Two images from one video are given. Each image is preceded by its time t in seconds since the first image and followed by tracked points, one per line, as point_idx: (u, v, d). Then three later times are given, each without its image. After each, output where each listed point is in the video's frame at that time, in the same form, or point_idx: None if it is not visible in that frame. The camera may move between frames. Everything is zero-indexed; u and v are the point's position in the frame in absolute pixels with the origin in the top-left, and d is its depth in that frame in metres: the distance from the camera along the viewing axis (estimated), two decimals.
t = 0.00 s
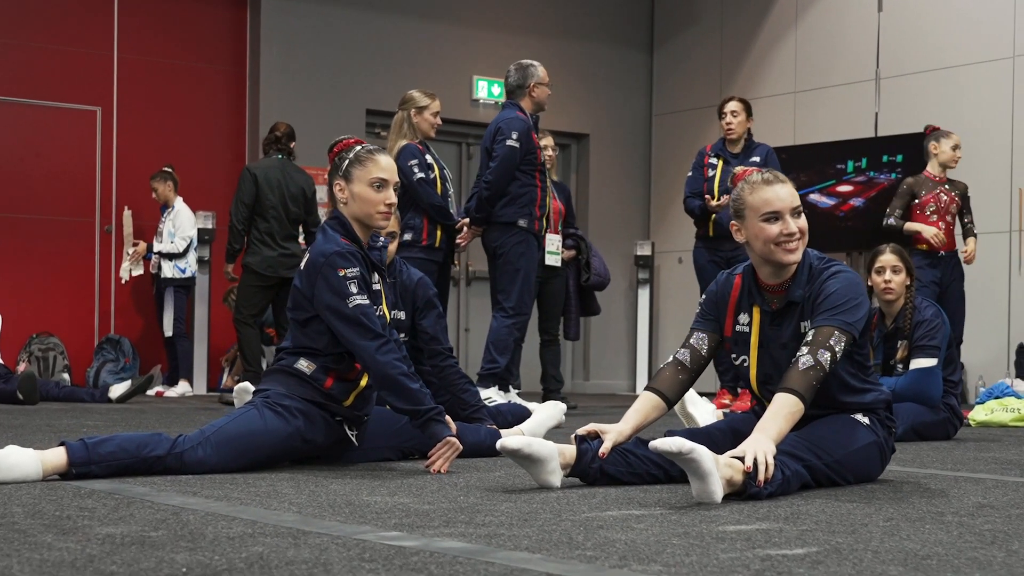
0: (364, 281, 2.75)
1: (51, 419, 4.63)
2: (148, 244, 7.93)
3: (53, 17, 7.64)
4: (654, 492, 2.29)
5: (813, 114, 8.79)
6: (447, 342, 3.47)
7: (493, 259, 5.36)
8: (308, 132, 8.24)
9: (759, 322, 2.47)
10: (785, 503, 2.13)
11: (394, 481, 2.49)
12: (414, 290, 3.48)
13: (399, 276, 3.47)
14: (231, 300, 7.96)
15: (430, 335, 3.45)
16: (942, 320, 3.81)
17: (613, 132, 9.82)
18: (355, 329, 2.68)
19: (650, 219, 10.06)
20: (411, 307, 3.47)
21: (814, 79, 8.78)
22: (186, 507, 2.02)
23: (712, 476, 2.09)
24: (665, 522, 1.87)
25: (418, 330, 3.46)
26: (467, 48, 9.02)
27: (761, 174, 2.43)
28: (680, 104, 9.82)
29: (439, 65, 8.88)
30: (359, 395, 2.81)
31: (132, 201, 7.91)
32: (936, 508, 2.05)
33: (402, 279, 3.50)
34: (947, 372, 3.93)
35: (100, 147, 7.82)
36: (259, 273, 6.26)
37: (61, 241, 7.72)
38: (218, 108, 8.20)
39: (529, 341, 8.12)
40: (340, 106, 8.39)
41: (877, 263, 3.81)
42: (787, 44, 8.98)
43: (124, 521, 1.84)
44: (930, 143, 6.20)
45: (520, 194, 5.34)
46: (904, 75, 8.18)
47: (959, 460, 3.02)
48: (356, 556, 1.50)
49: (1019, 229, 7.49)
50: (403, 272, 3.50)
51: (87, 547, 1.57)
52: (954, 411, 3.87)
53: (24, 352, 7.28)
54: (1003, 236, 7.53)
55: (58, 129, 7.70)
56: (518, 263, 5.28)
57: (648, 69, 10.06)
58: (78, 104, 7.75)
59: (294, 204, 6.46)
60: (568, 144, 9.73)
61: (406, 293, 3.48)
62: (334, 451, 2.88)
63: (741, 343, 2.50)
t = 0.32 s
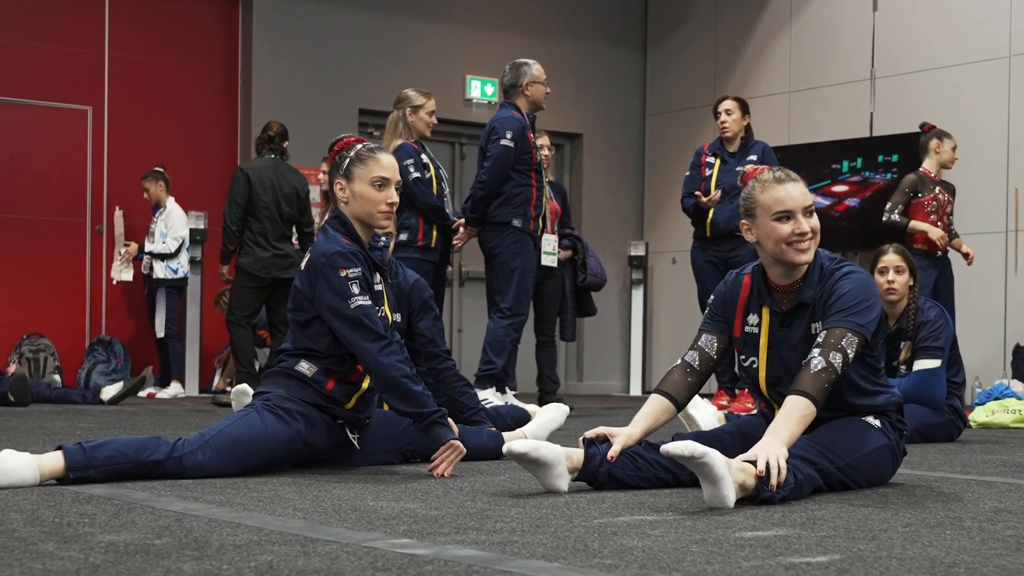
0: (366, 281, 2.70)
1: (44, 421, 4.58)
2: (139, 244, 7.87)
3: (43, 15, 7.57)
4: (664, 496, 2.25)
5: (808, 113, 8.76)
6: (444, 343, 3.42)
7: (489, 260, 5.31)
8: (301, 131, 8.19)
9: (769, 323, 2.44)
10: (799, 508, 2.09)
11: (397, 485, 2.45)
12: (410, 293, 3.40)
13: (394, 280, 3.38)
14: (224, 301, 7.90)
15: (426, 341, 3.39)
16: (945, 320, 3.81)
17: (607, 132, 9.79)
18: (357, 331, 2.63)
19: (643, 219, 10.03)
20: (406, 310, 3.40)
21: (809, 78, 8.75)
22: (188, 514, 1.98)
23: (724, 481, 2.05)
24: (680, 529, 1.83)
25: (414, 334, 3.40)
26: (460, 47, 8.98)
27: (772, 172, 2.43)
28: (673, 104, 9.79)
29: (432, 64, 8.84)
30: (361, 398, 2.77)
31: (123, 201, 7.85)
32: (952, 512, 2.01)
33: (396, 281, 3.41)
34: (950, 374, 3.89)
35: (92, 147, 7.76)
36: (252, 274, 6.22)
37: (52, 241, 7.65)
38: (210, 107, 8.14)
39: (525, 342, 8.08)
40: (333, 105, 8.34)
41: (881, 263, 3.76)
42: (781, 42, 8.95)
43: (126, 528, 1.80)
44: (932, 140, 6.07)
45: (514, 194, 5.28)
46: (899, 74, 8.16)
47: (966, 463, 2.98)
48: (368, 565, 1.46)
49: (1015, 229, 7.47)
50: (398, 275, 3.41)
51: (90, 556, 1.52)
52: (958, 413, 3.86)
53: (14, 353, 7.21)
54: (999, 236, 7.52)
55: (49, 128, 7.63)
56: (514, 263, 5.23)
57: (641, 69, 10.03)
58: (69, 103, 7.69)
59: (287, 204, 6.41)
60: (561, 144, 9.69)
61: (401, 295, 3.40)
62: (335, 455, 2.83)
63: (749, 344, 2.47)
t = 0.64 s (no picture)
0: (369, 281, 2.66)
1: (36, 423, 4.52)
2: (130, 244, 7.80)
3: (33, 13, 7.50)
4: (675, 499, 2.22)
5: (802, 112, 8.74)
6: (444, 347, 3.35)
7: (485, 260, 5.27)
8: (293, 130, 8.14)
9: (779, 323, 2.42)
10: (814, 511, 2.05)
11: (402, 488, 2.40)
12: (408, 293, 3.38)
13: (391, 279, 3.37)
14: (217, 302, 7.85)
15: (424, 339, 3.33)
16: (949, 320, 3.76)
17: (600, 131, 9.75)
18: (359, 331, 2.59)
19: (636, 218, 10.00)
20: (404, 310, 3.36)
21: (803, 76, 8.73)
22: (191, 519, 1.93)
23: (739, 484, 2.01)
24: (697, 533, 1.79)
25: (412, 334, 3.34)
26: (453, 45, 8.93)
27: (784, 171, 2.41)
28: (667, 103, 9.76)
29: (424, 63, 8.79)
30: (363, 400, 2.73)
31: (114, 200, 7.79)
32: (970, 516, 1.98)
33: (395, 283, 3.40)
34: (954, 374, 3.87)
35: (82, 146, 7.70)
36: (245, 274, 6.18)
37: (44, 241, 7.59)
38: (202, 106, 8.07)
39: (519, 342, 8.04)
40: (325, 104, 8.30)
41: (884, 262, 3.74)
42: (775, 41, 8.93)
43: (129, 535, 1.75)
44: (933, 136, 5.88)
45: (508, 193, 5.23)
46: (894, 73, 8.15)
47: (973, 464, 2.96)
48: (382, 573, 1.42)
49: (1011, 229, 7.45)
50: (396, 277, 3.40)
51: (95, 564, 1.47)
52: (961, 413, 3.83)
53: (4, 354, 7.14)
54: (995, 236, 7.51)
55: (40, 126, 7.57)
56: (509, 263, 5.19)
57: (634, 68, 9.99)
58: (59, 102, 7.62)
59: (280, 203, 6.32)
60: (554, 143, 9.65)
61: (398, 296, 3.38)
62: (336, 457, 2.78)
63: (760, 345, 2.46)
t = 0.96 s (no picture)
0: (372, 282, 2.62)
1: (29, 424, 4.47)
2: (122, 244, 7.74)
3: (24, 11, 7.44)
4: (687, 505, 2.17)
5: (797, 111, 8.72)
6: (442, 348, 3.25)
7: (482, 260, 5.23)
8: (285, 129, 8.09)
9: (791, 326, 2.39)
10: (831, 517, 2.02)
11: (407, 493, 2.36)
12: (405, 296, 3.31)
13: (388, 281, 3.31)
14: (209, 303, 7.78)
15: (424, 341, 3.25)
16: (953, 322, 3.74)
17: (593, 131, 9.72)
18: (363, 333, 2.55)
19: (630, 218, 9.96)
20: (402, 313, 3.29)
21: (798, 75, 8.71)
22: (196, 526, 1.88)
23: (754, 490, 1.98)
24: (715, 542, 1.75)
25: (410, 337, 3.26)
26: (446, 44, 8.89)
27: (796, 171, 2.37)
28: (660, 102, 9.73)
29: (417, 62, 8.75)
30: (366, 403, 2.68)
31: (105, 199, 7.73)
32: (991, 523, 1.94)
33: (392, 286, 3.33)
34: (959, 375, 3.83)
35: (73, 145, 7.63)
36: (238, 274, 6.12)
37: (34, 240, 7.52)
38: (194, 105, 8.01)
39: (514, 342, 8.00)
40: (318, 103, 8.25)
41: (888, 262, 3.70)
42: (770, 40, 8.91)
43: (134, 543, 1.70)
44: (935, 136, 5.75)
45: (502, 193, 5.20)
46: (889, 73, 8.13)
47: (982, 468, 2.92)
48: None
49: (1007, 229, 7.43)
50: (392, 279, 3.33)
51: None
52: (966, 415, 3.80)
53: None
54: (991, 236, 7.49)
55: (30, 125, 7.50)
56: (506, 263, 5.15)
57: (627, 67, 9.96)
58: (50, 101, 7.55)
59: (274, 203, 6.26)
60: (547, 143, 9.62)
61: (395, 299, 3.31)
62: (338, 461, 2.73)
63: (771, 348, 2.42)
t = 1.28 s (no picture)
0: (377, 281, 2.57)
1: (23, 426, 4.40)
2: (114, 243, 7.68)
3: (14, 7, 7.36)
4: (700, 509, 2.14)
5: (793, 110, 8.68)
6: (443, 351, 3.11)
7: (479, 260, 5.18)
8: (278, 128, 8.03)
9: (805, 327, 2.36)
10: (850, 523, 1.98)
11: (415, 497, 2.31)
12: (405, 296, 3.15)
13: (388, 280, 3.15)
14: (201, 303, 7.70)
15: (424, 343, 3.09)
16: (959, 322, 3.70)
17: (588, 130, 9.68)
18: (368, 333, 2.50)
19: (624, 218, 9.93)
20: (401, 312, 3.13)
21: (794, 74, 8.67)
22: (202, 533, 1.83)
23: (773, 495, 1.94)
24: (737, 548, 1.70)
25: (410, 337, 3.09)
26: (440, 42, 8.84)
27: (810, 169, 2.33)
28: (654, 101, 9.70)
29: (411, 60, 8.70)
30: (371, 404, 2.64)
31: (97, 198, 7.67)
32: (1013, 528, 1.90)
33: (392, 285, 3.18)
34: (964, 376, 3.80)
35: (64, 144, 7.57)
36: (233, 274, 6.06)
37: (25, 239, 7.44)
38: (187, 103, 7.95)
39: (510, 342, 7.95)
40: (311, 101, 8.19)
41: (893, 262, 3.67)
42: (766, 38, 8.87)
43: (139, 552, 1.65)
44: (937, 137, 5.67)
45: (496, 192, 5.15)
46: (885, 72, 8.10)
47: (993, 471, 2.88)
48: None
49: (1005, 228, 7.40)
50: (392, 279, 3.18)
51: None
52: (972, 416, 3.77)
53: None
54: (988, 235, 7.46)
55: (22, 123, 7.43)
56: (504, 261, 5.10)
57: (622, 65, 9.92)
58: (41, 99, 7.48)
59: (270, 202, 6.20)
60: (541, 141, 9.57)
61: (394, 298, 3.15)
62: (342, 464, 2.69)
63: (785, 351, 2.39)
